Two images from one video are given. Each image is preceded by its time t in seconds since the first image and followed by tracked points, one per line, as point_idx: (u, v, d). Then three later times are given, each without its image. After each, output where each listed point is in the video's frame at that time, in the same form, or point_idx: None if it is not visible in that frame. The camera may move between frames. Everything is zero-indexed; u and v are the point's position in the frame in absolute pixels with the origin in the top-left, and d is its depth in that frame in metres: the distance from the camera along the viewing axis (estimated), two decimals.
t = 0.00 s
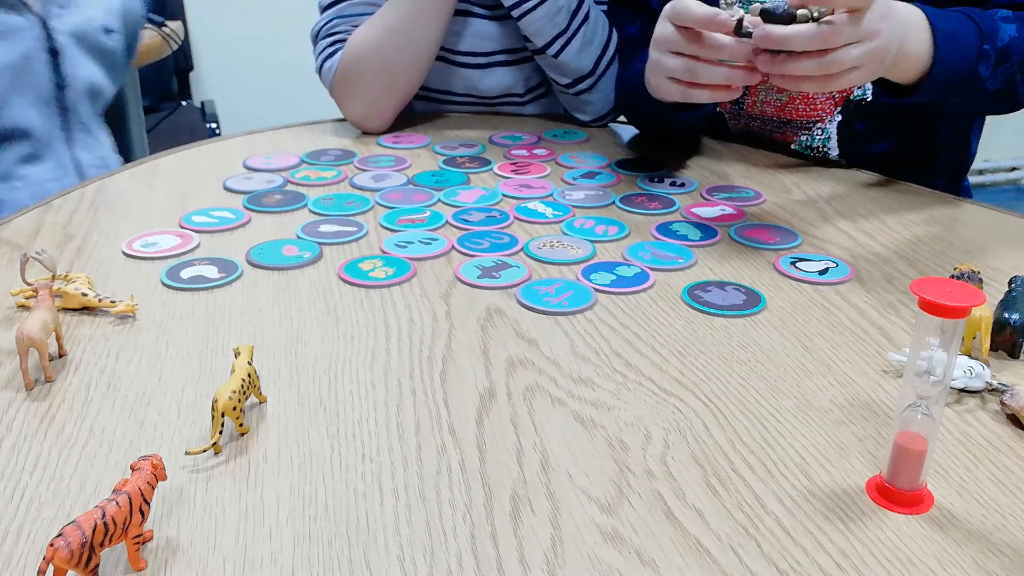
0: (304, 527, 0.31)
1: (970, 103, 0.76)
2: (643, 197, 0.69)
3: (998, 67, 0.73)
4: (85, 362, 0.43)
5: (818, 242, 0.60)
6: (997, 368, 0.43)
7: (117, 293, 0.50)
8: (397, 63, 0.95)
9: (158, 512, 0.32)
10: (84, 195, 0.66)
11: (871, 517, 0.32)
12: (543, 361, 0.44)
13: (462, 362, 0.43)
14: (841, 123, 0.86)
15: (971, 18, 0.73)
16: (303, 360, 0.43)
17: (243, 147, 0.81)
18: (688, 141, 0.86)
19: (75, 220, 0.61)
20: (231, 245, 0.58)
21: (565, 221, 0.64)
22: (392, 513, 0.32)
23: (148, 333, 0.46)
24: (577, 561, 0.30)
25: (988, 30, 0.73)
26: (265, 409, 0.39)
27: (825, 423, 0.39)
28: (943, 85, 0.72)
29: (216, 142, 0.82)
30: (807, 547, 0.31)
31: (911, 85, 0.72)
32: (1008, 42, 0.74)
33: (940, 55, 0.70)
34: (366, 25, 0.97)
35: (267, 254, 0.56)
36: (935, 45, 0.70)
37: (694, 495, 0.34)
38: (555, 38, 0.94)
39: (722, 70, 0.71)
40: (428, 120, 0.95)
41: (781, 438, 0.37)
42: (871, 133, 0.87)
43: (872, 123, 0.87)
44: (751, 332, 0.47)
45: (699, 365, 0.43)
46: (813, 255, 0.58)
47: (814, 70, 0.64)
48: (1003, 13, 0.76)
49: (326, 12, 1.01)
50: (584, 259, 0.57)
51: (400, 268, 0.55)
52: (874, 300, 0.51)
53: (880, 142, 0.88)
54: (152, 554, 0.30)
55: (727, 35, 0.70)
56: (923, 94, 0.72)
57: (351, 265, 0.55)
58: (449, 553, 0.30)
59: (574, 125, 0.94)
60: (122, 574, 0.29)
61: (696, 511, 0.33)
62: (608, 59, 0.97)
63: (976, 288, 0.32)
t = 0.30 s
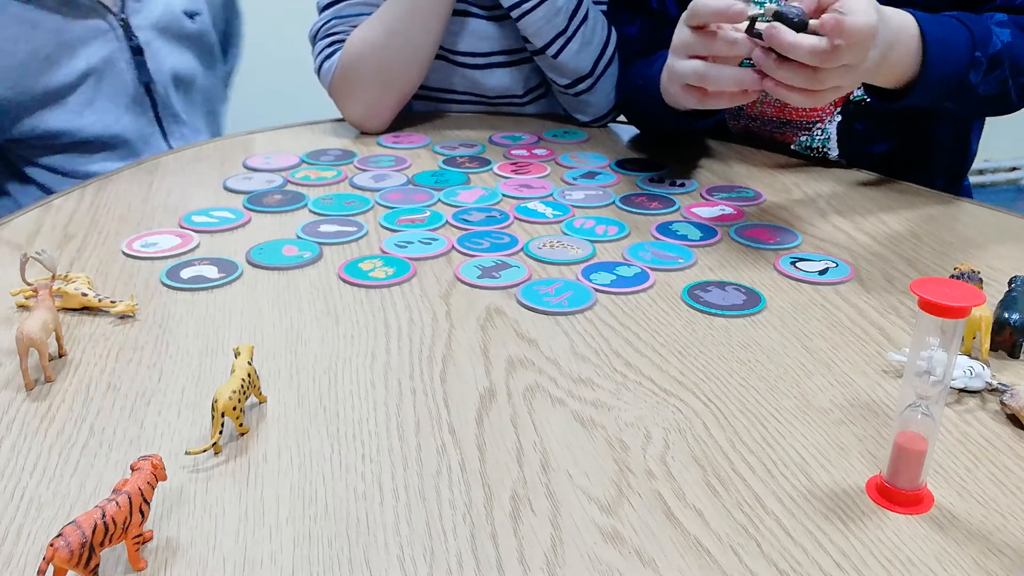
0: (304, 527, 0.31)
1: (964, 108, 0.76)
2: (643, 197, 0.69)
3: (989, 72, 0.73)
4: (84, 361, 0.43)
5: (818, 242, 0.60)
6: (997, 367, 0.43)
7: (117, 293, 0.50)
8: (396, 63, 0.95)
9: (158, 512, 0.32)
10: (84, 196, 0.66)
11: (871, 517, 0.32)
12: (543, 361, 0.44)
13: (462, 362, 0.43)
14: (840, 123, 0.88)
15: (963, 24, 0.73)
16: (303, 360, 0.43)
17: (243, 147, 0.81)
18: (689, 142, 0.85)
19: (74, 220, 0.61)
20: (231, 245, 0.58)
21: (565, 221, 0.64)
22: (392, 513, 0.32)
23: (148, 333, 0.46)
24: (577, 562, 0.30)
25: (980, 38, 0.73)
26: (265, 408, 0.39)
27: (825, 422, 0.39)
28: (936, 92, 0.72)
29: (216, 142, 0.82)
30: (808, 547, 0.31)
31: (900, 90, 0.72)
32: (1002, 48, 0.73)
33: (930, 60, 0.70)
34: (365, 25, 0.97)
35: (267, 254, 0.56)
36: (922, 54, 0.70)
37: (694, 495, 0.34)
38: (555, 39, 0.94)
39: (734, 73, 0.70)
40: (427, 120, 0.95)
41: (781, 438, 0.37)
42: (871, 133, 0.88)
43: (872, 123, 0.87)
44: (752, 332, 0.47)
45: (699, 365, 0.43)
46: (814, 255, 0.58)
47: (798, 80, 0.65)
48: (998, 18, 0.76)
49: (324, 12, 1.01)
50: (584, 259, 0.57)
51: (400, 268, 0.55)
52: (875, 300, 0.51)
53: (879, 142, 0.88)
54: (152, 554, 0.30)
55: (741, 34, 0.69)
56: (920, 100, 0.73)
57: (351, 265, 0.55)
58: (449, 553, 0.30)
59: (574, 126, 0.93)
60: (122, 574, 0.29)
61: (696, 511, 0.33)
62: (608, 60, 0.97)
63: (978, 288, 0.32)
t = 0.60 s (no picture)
0: (304, 527, 0.31)
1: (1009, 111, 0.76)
2: (644, 197, 0.69)
3: None
4: (84, 362, 0.43)
5: (818, 242, 0.60)
6: (997, 367, 0.43)
7: (117, 293, 0.50)
8: (396, 64, 0.95)
9: (158, 512, 0.32)
10: (84, 195, 0.66)
11: (871, 517, 0.32)
12: (543, 361, 0.44)
13: (462, 362, 0.43)
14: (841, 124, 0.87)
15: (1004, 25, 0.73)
16: (303, 360, 0.43)
17: (243, 147, 0.81)
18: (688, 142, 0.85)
19: (74, 220, 0.61)
20: (231, 245, 0.58)
21: (565, 221, 0.64)
22: (392, 513, 0.32)
23: (148, 333, 0.46)
24: (577, 561, 0.30)
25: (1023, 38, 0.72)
26: (265, 408, 0.39)
27: (825, 423, 0.39)
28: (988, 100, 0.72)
29: (216, 141, 0.82)
30: (808, 547, 0.31)
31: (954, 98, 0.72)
32: None
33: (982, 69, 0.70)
34: (365, 25, 0.97)
35: (267, 254, 0.56)
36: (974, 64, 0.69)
37: (694, 495, 0.34)
38: (555, 40, 0.94)
39: (747, 91, 0.70)
40: (427, 120, 0.95)
41: (781, 438, 0.37)
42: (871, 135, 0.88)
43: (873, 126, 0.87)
44: (751, 332, 0.47)
45: (699, 365, 0.43)
46: (814, 255, 0.58)
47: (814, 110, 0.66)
48: None
49: (323, 13, 1.01)
50: (584, 259, 0.57)
51: (400, 268, 0.55)
52: (874, 300, 0.51)
53: (880, 143, 0.88)
54: (153, 554, 0.30)
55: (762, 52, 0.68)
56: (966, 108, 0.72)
57: (351, 265, 0.55)
58: (449, 553, 0.30)
59: (574, 126, 0.94)
60: (122, 574, 0.29)
61: (696, 511, 0.33)
62: (608, 60, 0.98)
63: (978, 288, 0.32)
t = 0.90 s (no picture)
0: (304, 527, 0.31)
1: None
2: (643, 197, 0.69)
3: None
4: (84, 362, 0.43)
5: (818, 242, 0.60)
6: (997, 367, 0.43)
7: (117, 293, 0.50)
8: (396, 64, 0.95)
9: (158, 512, 0.32)
10: (84, 195, 0.66)
11: (871, 517, 0.32)
12: (543, 361, 0.44)
13: (462, 362, 0.43)
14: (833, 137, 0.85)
15: None
16: (303, 360, 0.43)
17: (243, 147, 0.81)
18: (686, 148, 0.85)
19: (74, 220, 0.61)
20: (231, 245, 0.58)
21: (565, 221, 0.64)
22: (392, 513, 0.32)
23: (147, 333, 0.46)
24: (577, 561, 0.30)
25: None
26: (265, 409, 0.39)
27: (825, 423, 0.39)
28: None
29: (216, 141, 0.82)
30: (808, 547, 0.31)
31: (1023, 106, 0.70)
32: None
33: None
34: (365, 25, 0.97)
35: (267, 254, 0.56)
36: None
37: (694, 495, 0.34)
38: (555, 40, 0.94)
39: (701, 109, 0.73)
40: (426, 120, 0.95)
41: (781, 438, 0.37)
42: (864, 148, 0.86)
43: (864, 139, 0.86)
44: (751, 332, 0.47)
45: (699, 366, 0.43)
46: (814, 255, 0.58)
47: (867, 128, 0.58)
48: None
49: (324, 14, 1.01)
50: (584, 259, 0.57)
51: (400, 268, 0.55)
52: (874, 300, 0.51)
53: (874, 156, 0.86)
54: (152, 554, 0.30)
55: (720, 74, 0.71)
56: None
57: (351, 265, 0.55)
58: (449, 553, 0.30)
59: (574, 126, 0.94)
60: (122, 574, 0.29)
61: (696, 511, 0.33)
62: (607, 61, 0.98)
63: (978, 288, 0.32)
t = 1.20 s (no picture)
0: (304, 527, 0.31)
1: None
2: (643, 198, 0.69)
3: None
4: (85, 362, 0.43)
5: (818, 242, 0.60)
6: (996, 367, 0.43)
7: (117, 293, 0.50)
8: (396, 64, 0.95)
9: (158, 512, 0.32)
10: (84, 195, 0.66)
11: (871, 517, 0.32)
12: (543, 361, 0.44)
13: (462, 362, 0.43)
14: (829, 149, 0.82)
15: None
16: (303, 360, 0.43)
17: (243, 147, 0.81)
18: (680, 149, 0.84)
19: (74, 220, 0.61)
20: (231, 245, 0.58)
21: (565, 221, 0.64)
22: (392, 513, 0.32)
23: (148, 333, 0.46)
24: (577, 561, 0.30)
25: None
26: (265, 409, 0.39)
27: (825, 422, 0.39)
28: None
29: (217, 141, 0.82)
30: (808, 547, 0.31)
31: None
32: None
33: None
34: (365, 26, 0.97)
35: (266, 254, 0.56)
36: None
37: (693, 495, 0.34)
38: (555, 40, 0.94)
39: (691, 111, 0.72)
40: (426, 121, 0.95)
41: (782, 438, 0.37)
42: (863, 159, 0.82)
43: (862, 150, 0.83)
44: (751, 332, 0.47)
45: (699, 366, 0.43)
46: (814, 255, 0.58)
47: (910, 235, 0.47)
48: None
49: (323, 14, 1.01)
50: (584, 259, 0.57)
51: (400, 268, 0.55)
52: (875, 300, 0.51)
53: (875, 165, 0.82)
54: (152, 555, 0.30)
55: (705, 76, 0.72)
56: None
57: (351, 265, 0.55)
58: (449, 553, 0.30)
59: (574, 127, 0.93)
60: (122, 574, 0.29)
61: (696, 511, 0.33)
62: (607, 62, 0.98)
63: (978, 289, 0.32)
